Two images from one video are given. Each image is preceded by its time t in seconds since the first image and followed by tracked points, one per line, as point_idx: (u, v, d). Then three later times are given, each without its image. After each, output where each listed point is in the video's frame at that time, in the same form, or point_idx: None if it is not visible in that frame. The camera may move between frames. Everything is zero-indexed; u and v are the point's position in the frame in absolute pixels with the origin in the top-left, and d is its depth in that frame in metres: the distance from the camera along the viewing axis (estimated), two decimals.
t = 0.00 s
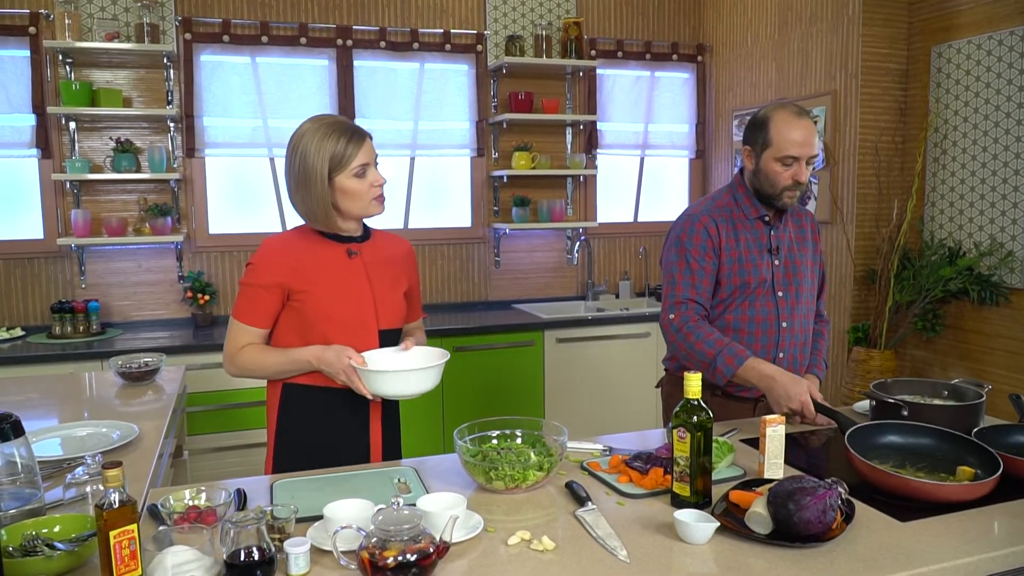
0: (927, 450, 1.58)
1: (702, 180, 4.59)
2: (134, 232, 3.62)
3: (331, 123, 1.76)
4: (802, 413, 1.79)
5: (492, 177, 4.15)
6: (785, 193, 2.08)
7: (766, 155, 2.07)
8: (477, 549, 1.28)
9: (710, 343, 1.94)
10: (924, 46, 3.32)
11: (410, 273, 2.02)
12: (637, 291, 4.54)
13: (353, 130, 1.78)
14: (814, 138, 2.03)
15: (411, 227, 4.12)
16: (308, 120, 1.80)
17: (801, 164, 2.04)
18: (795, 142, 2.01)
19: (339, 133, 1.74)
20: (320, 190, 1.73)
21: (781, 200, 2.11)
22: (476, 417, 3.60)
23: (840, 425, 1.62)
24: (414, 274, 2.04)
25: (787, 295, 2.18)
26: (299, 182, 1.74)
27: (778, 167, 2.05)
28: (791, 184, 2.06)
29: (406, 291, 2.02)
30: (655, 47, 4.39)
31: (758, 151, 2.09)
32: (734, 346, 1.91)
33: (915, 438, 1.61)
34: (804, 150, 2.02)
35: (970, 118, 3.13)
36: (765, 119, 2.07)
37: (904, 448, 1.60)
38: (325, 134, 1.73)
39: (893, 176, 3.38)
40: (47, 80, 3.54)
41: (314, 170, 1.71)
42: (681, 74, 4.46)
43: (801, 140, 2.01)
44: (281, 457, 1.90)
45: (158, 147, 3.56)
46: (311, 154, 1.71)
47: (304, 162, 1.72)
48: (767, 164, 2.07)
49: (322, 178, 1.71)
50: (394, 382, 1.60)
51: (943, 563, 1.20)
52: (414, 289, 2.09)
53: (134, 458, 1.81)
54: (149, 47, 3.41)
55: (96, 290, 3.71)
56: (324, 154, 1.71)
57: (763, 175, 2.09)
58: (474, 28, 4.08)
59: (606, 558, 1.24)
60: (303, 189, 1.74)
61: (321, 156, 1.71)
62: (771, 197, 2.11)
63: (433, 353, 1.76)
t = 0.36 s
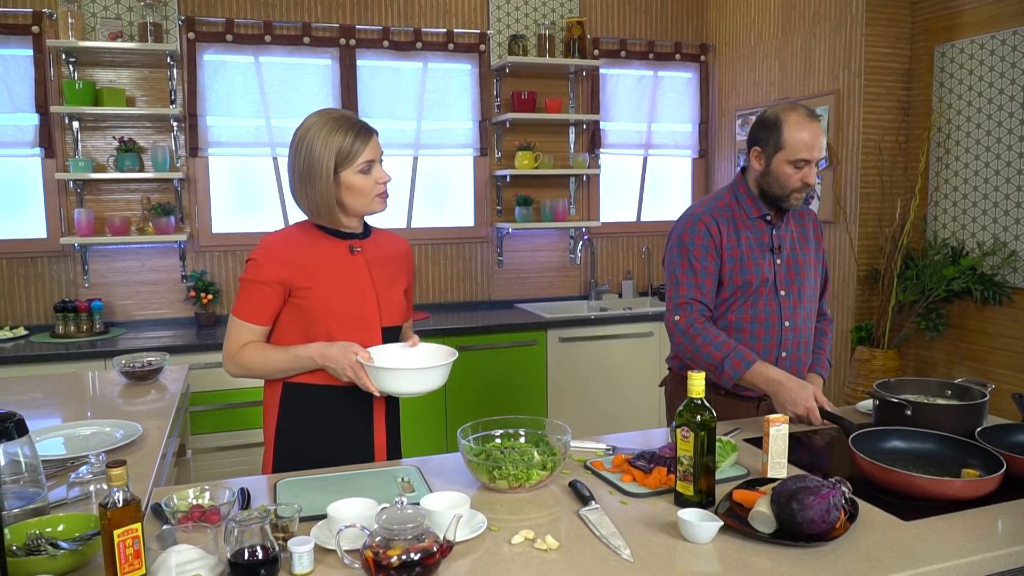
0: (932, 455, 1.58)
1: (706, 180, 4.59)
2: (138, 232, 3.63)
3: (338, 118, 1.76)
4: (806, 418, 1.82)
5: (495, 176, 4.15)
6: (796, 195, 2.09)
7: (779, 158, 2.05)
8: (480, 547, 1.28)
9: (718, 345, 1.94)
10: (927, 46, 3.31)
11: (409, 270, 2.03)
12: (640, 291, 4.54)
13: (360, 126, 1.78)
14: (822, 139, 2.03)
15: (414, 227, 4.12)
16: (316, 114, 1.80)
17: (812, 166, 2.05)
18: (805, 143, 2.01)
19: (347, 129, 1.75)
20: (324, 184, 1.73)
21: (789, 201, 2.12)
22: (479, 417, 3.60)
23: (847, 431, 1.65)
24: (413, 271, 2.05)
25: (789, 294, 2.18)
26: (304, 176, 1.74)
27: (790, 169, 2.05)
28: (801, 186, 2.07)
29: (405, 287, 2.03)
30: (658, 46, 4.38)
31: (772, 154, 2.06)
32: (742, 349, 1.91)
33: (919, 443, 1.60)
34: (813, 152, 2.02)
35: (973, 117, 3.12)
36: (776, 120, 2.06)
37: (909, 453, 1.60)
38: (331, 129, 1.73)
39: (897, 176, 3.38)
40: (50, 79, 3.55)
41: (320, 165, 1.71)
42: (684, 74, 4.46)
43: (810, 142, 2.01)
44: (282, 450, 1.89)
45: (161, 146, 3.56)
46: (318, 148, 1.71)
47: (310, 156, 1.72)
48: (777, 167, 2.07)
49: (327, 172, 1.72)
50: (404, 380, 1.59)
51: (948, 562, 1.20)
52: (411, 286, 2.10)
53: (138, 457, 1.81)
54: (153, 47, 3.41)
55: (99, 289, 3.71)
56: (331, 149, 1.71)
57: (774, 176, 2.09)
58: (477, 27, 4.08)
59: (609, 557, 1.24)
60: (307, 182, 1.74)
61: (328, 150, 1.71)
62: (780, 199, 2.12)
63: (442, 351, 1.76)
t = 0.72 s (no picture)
0: (934, 457, 1.58)
1: (707, 179, 4.60)
2: (140, 232, 3.63)
3: (340, 119, 1.76)
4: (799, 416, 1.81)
5: (497, 176, 4.15)
6: (786, 199, 2.09)
7: (773, 161, 2.05)
8: (483, 547, 1.29)
9: (713, 343, 1.94)
10: (928, 45, 3.31)
11: (405, 271, 2.04)
12: (641, 290, 4.54)
13: (361, 129, 1.79)
14: (817, 146, 2.01)
15: (416, 227, 4.13)
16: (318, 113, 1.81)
17: (806, 172, 2.04)
18: (801, 148, 2.00)
19: (348, 131, 1.75)
20: (322, 184, 1.73)
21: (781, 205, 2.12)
22: (481, 416, 3.61)
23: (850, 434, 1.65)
24: (409, 272, 2.06)
25: (787, 293, 2.18)
26: (303, 175, 1.74)
27: (784, 173, 2.05)
28: (793, 191, 2.07)
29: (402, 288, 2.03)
30: (659, 46, 4.39)
31: (766, 156, 2.07)
32: (736, 346, 1.92)
33: (920, 444, 1.60)
34: (808, 158, 2.01)
35: (974, 117, 3.12)
36: (774, 123, 2.05)
37: (911, 455, 1.59)
38: (332, 130, 1.73)
39: (898, 175, 3.37)
40: (52, 80, 3.55)
41: (319, 165, 1.71)
42: (685, 73, 4.46)
43: (806, 147, 2.00)
44: (284, 449, 1.89)
45: (163, 146, 3.57)
46: (318, 148, 1.72)
47: (310, 155, 1.72)
48: (772, 169, 2.06)
49: (326, 173, 1.72)
50: (406, 386, 1.60)
51: (950, 561, 1.20)
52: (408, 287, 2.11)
53: (141, 457, 1.82)
54: (155, 47, 3.41)
55: (101, 289, 3.72)
56: (331, 149, 1.72)
57: (768, 180, 2.09)
58: (479, 27, 4.08)
59: (611, 556, 1.24)
60: (306, 182, 1.74)
61: (328, 151, 1.71)
62: (771, 202, 2.12)
63: (440, 354, 1.78)
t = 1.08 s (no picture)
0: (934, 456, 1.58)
1: (708, 179, 4.60)
2: (141, 232, 3.63)
3: (342, 119, 1.76)
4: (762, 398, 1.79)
5: (498, 176, 4.15)
6: (774, 199, 2.09)
7: (760, 163, 2.05)
8: (484, 546, 1.29)
9: (674, 335, 2.01)
10: (929, 45, 3.31)
11: (407, 271, 2.02)
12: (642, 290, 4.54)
13: (364, 129, 1.79)
14: (809, 148, 1.99)
15: (417, 227, 4.13)
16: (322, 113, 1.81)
17: (793, 174, 2.03)
18: (786, 152, 1.98)
19: (350, 131, 1.75)
20: (322, 184, 1.73)
21: (772, 205, 2.11)
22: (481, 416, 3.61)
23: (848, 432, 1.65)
24: (412, 272, 2.05)
25: (782, 293, 2.17)
26: (304, 174, 1.74)
27: (771, 174, 2.04)
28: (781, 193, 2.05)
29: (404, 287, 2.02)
30: (660, 46, 4.39)
31: (753, 156, 2.08)
32: (696, 339, 1.98)
33: (921, 444, 1.60)
34: (795, 162, 1.99)
35: (975, 117, 3.12)
36: (762, 123, 2.04)
37: (911, 454, 1.60)
38: (334, 129, 1.74)
39: (899, 175, 3.37)
40: (54, 80, 3.56)
41: (320, 164, 1.71)
42: (686, 73, 4.47)
43: (790, 154, 1.99)
44: (287, 450, 1.90)
45: (165, 146, 3.57)
46: (319, 148, 1.72)
47: (311, 154, 1.72)
48: (760, 170, 2.06)
49: (327, 172, 1.72)
50: (404, 384, 1.61)
51: (951, 561, 1.20)
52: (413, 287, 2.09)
53: (143, 457, 1.82)
54: (156, 47, 3.42)
55: (103, 289, 3.72)
56: (332, 149, 1.72)
57: (757, 179, 2.09)
58: (480, 27, 4.09)
59: (612, 556, 1.25)
60: (307, 181, 1.74)
61: (330, 151, 1.72)
62: (762, 200, 2.12)
63: (434, 352, 1.78)
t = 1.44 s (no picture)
0: (937, 456, 1.58)
1: (709, 179, 4.60)
2: (142, 231, 3.63)
3: (348, 118, 1.76)
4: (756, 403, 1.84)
5: (499, 175, 4.15)
6: (773, 199, 2.08)
7: (757, 162, 2.05)
8: (487, 546, 1.29)
9: (675, 336, 2.02)
10: (931, 45, 3.31)
11: (408, 271, 2.02)
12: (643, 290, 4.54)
13: (370, 129, 1.79)
14: (807, 148, 1.98)
15: (418, 226, 4.13)
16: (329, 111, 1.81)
17: (789, 174, 2.02)
18: (785, 152, 1.97)
19: (356, 130, 1.75)
20: (327, 182, 1.73)
21: (769, 205, 2.12)
22: (483, 416, 3.61)
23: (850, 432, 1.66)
24: (413, 273, 2.04)
25: (780, 293, 2.17)
26: (308, 172, 1.74)
27: (767, 174, 2.04)
28: (778, 192, 2.05)
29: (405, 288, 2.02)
30: (661, 46, 4.38)
31: (750, 155, 2.08)
32: (697, 341, 1.99)
33: (924, 443, 1.60)
34: (793, 162, 1.99)
35: (977, 117, 3.12)
36: (761, 122, 2.03)
37: (914, 454, 1.60)
38: (340, 128, 1.74)
39: (900, 175, 3.37)
40: (55, 80, 3.56)
41: (324, 163, 1.72)
42: (687, 73, 4.46)
43: (788, 154, 1.98)
44: (288, 450, 1.89)
45: (166, 146, 3.57)
46: (324, 146, 1.72)
47: (316, 152, 1.72)
48: (757, 170, 2.06)
49: (331, 171, 1.72)
50: (403, 385, 1.60)
51: (954, 560, 1.20)
52: (415, 288, 2.09)
53: (145, 456, 1.82)
54: (157, 47, 3.42)
55: (105, 289, 3.73)
56: (337, 147, 1.72)
57: (754, 179, 2.09)
58: (480, 27, 4.08)
59: (615, 555, 1.24)
60: (312, 179, 1.74)
61: (334, 149, 1.72)
62: (759, 201, 2.12)
63: (439, 353, 1.77)
